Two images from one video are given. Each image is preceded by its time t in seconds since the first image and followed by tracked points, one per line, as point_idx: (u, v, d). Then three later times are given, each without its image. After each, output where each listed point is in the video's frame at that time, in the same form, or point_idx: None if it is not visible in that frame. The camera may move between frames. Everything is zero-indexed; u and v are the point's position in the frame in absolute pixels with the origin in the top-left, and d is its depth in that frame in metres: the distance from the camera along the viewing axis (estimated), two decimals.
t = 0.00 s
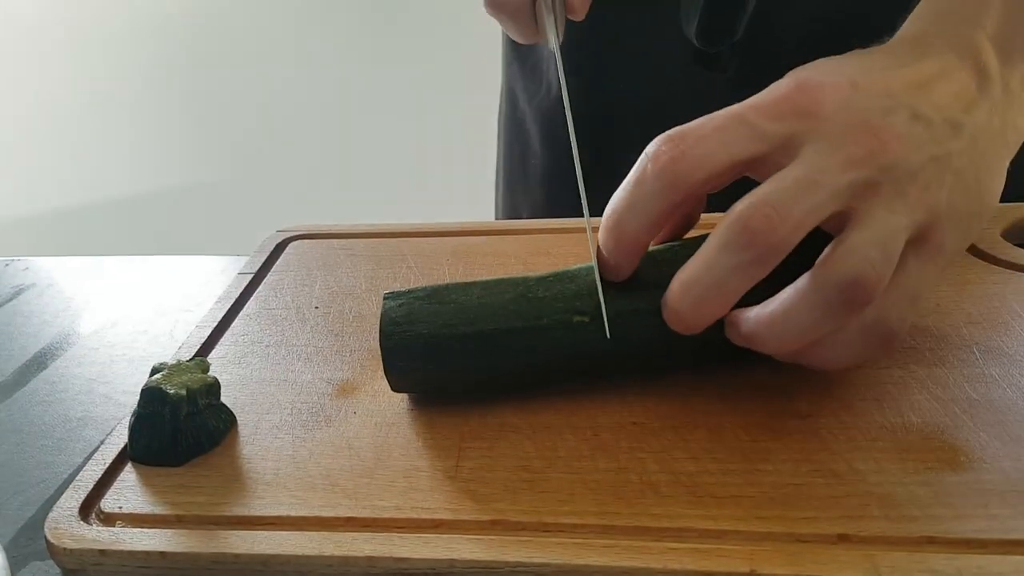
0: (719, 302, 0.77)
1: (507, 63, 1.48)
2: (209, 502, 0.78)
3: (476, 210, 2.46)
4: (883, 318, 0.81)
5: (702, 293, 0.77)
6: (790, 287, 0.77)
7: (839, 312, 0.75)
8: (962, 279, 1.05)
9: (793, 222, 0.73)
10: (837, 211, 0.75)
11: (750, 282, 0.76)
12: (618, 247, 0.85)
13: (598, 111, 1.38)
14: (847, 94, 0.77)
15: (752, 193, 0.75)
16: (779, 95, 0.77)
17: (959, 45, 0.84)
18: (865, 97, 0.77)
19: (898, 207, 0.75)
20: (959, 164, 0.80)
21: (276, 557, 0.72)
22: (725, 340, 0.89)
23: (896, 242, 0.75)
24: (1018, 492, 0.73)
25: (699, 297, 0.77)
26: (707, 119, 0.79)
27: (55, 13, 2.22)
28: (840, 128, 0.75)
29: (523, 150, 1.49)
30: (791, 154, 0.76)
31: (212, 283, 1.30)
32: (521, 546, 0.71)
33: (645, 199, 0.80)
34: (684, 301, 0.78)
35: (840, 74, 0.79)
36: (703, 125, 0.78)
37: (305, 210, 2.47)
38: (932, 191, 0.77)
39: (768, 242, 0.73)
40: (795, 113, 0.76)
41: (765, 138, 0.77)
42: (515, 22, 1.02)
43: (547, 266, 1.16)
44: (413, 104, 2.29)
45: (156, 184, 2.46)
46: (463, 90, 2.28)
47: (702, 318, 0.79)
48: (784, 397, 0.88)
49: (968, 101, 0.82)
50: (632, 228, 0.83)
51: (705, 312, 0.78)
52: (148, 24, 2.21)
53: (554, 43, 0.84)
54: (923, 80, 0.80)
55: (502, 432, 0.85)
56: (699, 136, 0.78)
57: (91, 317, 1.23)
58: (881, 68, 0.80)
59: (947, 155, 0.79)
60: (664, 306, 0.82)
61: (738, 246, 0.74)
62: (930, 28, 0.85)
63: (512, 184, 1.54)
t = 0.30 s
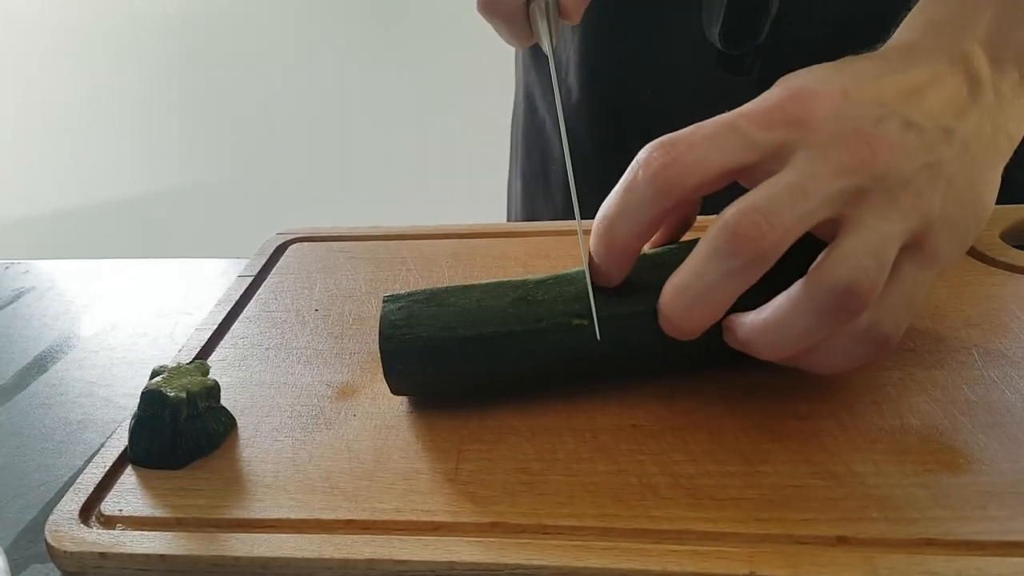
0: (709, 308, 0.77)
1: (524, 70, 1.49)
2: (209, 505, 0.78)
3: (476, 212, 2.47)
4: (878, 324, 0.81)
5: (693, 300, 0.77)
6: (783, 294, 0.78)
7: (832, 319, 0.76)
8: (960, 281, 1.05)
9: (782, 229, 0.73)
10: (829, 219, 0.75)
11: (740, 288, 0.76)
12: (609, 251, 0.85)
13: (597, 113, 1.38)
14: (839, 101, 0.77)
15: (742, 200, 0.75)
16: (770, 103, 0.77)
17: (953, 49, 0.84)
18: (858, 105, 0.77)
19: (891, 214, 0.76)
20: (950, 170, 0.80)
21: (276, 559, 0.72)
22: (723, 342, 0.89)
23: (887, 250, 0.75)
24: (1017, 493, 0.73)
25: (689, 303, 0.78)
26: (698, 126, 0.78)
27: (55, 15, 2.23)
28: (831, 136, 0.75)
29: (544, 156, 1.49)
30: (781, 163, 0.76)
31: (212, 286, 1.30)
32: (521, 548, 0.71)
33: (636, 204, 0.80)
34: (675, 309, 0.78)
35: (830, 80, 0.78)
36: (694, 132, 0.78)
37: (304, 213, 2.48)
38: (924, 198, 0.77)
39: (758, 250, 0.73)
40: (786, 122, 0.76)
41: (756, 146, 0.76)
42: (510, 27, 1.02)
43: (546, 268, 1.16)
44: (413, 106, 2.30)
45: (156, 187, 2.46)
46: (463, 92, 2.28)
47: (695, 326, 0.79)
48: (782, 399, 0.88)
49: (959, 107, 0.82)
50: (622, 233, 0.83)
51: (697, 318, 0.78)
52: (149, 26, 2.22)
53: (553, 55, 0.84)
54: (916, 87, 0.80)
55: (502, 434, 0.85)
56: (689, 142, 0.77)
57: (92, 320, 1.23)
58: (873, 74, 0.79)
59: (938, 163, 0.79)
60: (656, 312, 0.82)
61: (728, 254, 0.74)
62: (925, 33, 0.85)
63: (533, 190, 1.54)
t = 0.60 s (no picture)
0: (712, 316, 0.77)
1: (525, 77, 1.49)
2: (210, 509, 0.78)
3: (477, 216, 2.47)
4: (878, 332, 0.81)
5: (695, 308, 0.77)
6: (783, 302, 0.78)
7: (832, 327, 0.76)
8: (961, 285, 1.05)
9: (786, 238, 0.73)
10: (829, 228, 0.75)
11: (744, 296, 0.76)
12: (610, 256, 0.86)
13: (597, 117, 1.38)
14: (839, 113, 0.77)
15: (744, 209, 0.75)
16: (770, 114, 0.77)
17: (955, 65, 0.85)
18: (857, 117, 0.77)
19: (892, 224, 0.76)
20: (952, 182, 0.80)
21: (277, 564, 0.72)
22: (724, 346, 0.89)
23: (887, 258, 0.75)
24: (1017, 498, 0.73)
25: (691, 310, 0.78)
26: (700, 132, 0.79)
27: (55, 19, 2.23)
28: (831, 147, 0.75)
29: (544, 162, 1.49)
30: (783, 173, 0.76)
31: (213, 291, 1.30)
32: (522, 553, 0.71)
33: (637, 208, 0.80)
34: (678, 316, 0.79)
35: (829, 93, 0.78)
36: (696, 138, 0.78)
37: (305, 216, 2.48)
38: (925, 208, 0.77)
39: (761, 259, 0.74)
40: (787, 132, 0.76)
41: (757, 154, 0.77)
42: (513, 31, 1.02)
43: (547, 272, 1.16)
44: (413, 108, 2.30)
45: (157, 190, 2.47)
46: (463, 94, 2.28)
47: (698, 334, 0.79)
48: (783, 403, 0.88)
49: (959, 120, 0.82)
50: (624, 238, 0.83)
51: (699, 326, 0.78)
52: (150, 31, 2.22)
53: (553, 62, 0.84)
54: (914, 99, 0.80)
55: (502, 438, 0.85)
56: (691, 148, 0.78)
57: (92, 324, 1.23)
58: (870, 87, 0.80)
59: (939, 173, 0.79)
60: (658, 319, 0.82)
61: (731, 262, 0.74)
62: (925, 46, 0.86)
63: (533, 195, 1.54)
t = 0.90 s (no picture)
0: (705, 317, 0.77)
1: (528, 81, 1.49)
2: (213, 511, 0.78)
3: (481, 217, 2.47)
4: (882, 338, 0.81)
5: (687, 309, 0.77)
6: (790, 310, 0.78)
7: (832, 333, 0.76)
8: (963, 287, 1.05)
9: (778, 239, 0.74)
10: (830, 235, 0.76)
11: (736, 297, 0.76)
12: (613, 259, 0.85)
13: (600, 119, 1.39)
14: (841, 121, 0.77)
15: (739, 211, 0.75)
16: (774, 119, 0.78)
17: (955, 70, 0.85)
18: (859, 125, 0.78)
19: (894, 232, 0.76)
20: (953, 188, 0.80)
21: (281, 566, 0.72)
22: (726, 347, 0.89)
23: (890, 267, 0.76)
24: (1019, 499, 0.73)
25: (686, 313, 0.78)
26: (707, 139, 0.78)
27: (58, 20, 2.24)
28: (832, 153, 0.76)
29: (546, 164, 1.49)
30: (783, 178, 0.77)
31: (217, 292, 1.31)
32: (524, 554, 0.71)
33: (641, 214, 0.80)
34: (670, 316, 0.79)
35: (832, 100, 0.79)
36: (703, 146, 0.77)
37: (309, 218, 2.48)
38: (928, 215, 0.78)
39: (752, 259, 0.74)
40: (791, 138, 0.76)
41: (762, 162, 0.76)
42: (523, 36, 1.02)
43: (550, 273, 1.16)
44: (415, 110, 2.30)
45: (161, 192, 2.47)
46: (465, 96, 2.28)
47: (690, 336, 0.79)
48: (785, 404, 0.88)
49: (958, 128, 0.83)
50: (627, 243, 0.83)
51: (692, 328, 0.78)
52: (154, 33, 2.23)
53: (558, 62, 0.83)
54: (915, 108, 0.81)
55: (505, 440, 0.85)
56: (699, 156, 0.77)
57: (97, 326, 1.23)
58: (872, 96, 0.81)
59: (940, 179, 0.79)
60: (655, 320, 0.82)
61: (724, 262, 0.75)
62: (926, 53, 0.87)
63: (535, 198, 1.54)
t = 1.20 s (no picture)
0: (695, 316, 0.78)
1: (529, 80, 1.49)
2: (215, 511, 0.78)
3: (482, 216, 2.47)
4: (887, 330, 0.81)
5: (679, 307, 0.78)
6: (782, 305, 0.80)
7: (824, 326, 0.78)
8: (963, 285, 1.05)
9: (769, 237, 0.75)
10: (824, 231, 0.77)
11: (727, 294, 0.77)
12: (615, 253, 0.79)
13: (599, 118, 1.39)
14: (839, 117, 0.77)
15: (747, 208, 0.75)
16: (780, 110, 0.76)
17: (947, 71, 0.85)
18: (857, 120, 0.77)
19: (891, 230, 0.77)
20: (950, 186, 0.80)
21: (283, 565, 0.72)
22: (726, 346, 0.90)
23: (883, 265, 0.77)
24: (1018, 497, 0.74)
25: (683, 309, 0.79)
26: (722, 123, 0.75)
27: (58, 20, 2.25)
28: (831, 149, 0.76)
29: (549, 164, 1.49)
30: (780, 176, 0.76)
31: (219, 292, 1.31)
32: (525, 554, 0.72)
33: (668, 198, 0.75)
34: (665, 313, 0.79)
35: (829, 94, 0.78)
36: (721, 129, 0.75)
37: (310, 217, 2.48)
38: (927, 212, 0.78)
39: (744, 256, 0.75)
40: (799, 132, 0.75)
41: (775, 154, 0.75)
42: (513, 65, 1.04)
43: (550, 272, 1.17)
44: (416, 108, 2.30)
45: (162, 191, 2.48)
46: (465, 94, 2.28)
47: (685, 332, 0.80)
48: (786, 402, 0.88)
49: (950, 127, 0.83)
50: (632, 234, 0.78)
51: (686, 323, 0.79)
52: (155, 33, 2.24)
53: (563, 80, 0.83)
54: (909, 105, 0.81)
55: (506, 439, 0.85)
56: (724, 140, 0.74)
57: (98, 327, 1.24)
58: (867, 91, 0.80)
59: (936, 177, 0.79)
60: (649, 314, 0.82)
61: (715, 260, 0.76)
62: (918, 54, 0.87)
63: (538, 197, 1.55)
